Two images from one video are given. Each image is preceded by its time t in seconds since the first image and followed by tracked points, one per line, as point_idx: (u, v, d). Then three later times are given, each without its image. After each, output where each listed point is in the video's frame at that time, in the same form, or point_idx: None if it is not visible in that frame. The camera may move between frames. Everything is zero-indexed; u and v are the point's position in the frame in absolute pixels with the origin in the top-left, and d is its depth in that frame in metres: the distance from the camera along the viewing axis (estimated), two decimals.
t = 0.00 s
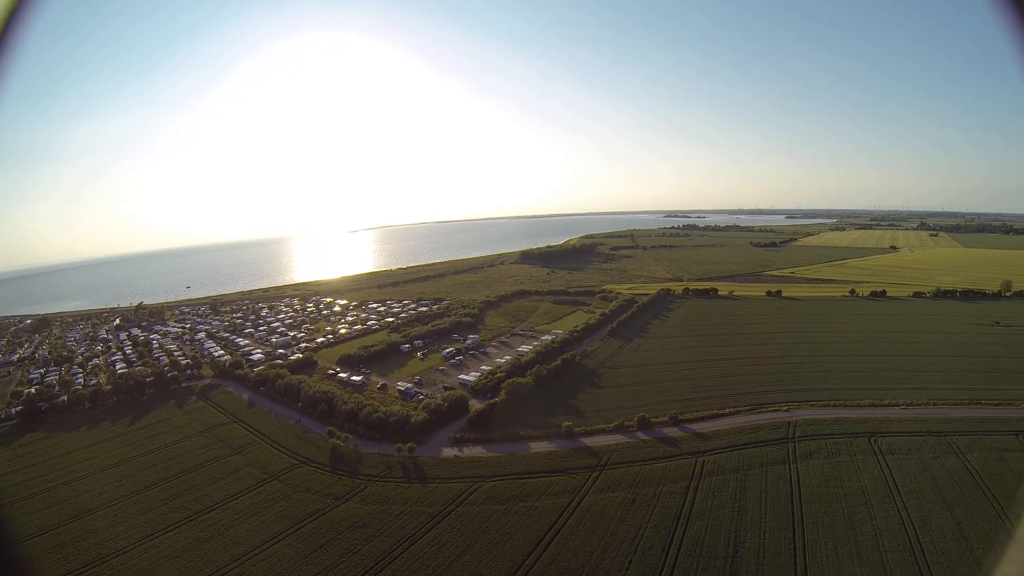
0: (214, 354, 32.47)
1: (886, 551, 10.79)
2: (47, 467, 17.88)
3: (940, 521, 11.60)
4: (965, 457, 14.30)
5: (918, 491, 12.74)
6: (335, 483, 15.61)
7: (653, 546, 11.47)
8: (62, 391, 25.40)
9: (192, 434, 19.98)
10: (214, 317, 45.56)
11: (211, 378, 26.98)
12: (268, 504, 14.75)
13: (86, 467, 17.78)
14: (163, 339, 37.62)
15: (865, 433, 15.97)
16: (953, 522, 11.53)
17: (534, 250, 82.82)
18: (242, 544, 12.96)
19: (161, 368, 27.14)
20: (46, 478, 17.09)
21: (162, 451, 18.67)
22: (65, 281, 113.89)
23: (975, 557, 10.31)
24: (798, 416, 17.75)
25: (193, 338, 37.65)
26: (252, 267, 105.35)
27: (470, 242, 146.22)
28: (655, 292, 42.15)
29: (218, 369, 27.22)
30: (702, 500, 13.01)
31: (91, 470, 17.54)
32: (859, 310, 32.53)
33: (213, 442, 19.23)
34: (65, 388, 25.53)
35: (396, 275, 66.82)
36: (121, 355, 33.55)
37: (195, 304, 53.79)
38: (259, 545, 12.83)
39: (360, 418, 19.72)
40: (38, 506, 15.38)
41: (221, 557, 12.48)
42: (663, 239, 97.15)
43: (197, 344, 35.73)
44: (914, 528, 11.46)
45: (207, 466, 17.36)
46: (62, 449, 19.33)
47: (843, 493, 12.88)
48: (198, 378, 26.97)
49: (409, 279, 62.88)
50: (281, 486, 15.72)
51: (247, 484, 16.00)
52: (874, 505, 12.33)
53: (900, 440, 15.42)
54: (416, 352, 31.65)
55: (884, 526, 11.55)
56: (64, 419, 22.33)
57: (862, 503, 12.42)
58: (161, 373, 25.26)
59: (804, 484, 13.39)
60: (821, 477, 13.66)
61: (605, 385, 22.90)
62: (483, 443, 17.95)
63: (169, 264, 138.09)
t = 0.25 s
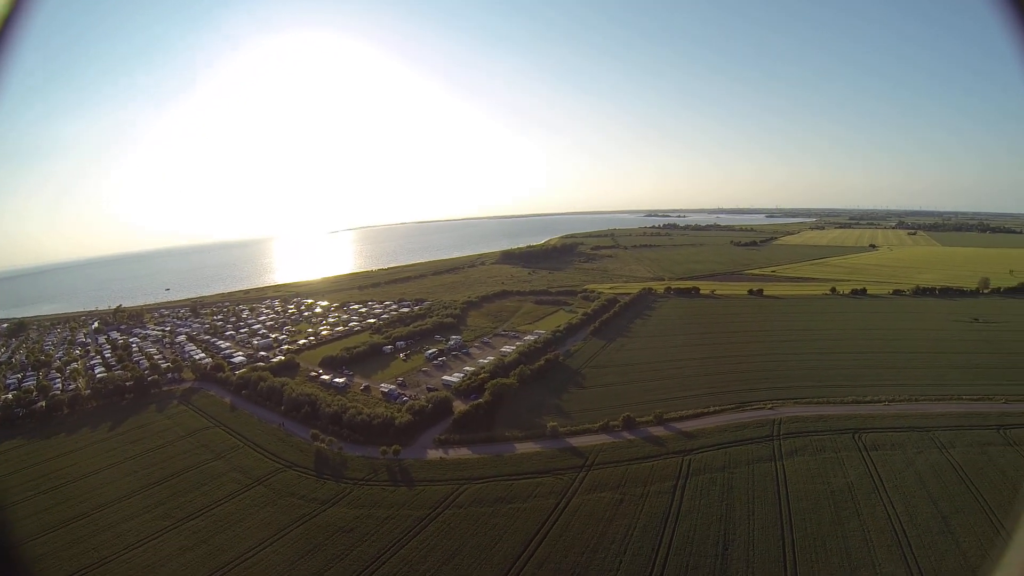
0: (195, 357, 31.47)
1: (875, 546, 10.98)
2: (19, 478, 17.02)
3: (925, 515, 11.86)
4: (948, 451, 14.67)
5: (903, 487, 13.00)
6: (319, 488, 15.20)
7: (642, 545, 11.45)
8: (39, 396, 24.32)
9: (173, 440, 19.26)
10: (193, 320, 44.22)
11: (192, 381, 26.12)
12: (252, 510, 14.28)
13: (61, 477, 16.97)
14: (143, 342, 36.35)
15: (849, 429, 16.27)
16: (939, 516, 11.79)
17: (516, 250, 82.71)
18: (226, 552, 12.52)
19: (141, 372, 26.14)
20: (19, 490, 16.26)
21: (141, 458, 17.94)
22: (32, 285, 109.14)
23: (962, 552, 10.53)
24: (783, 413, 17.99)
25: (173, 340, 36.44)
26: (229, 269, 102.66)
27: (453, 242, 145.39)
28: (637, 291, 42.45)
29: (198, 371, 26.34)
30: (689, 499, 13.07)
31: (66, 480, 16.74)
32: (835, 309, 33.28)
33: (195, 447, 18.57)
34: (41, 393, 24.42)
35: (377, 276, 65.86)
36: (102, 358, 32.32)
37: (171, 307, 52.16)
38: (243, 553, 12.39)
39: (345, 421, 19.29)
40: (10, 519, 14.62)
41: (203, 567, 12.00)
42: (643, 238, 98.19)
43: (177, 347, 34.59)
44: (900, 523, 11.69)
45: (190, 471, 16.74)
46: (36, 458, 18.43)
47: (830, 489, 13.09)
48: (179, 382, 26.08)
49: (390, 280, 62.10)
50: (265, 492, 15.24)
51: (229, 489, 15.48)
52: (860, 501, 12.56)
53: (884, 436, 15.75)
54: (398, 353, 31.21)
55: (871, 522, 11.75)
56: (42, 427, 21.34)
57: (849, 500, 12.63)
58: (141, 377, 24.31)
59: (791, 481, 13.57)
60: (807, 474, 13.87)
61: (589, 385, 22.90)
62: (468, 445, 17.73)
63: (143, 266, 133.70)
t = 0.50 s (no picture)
0: (185, 359, 30.91)
1: (870, 543, 11.12)
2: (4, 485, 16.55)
3: (919, 511, 12.03)
4: (940, 448, 14.91)
5: (896, 484, 13.19)
6: (312, 491, 15.01)
7: (639, 545, 11.47)
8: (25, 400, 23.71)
9: (163, 443, 18.87)
10: (181, 322, 43.46)
11: (181, 383, 25.64)
12: (244, 514, 14.04)
13: (48, 483, 16.54)
14: (131, 345, 35.64)
15: (842, 427, 16.48)
16: (933, 512, 11.98)
17: (505, 249, 82.56)
18: (219, 557, 12.29)
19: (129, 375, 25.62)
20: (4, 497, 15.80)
21: (130, 462, 17.56)
22: (13, 287, 106.37)
23: (957, 548, 10.70)
24: (775, 412, 18.16)
25: (161, 342, 35.78)
26: (216, 270, 101.04)
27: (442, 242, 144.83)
28: (627, 291, 42.68)
29: (188, 374, 25.87)
30: (685, 498, 13.12)
31: (53, 486, 16.32)
32: (821, 307, 33.80)
33: (186, 451, 18.23)
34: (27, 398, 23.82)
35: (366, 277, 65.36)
36: (89, 361, 31.63)
37: (158, 308, 51.26)
38: (236, 559, 12.16)
39: (337, 422, 19.06)
40: None
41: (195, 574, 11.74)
42: (632, 238, 98.79)
43: (166, 349, 33.97)
44: (895, 520, 11.85)
45: (181, 475, 16.41)
46: (22, 464, 17.95)
47: (825, 487, 13.23)
48: (168, 385, 25.60)
49: (379, 280, 61.70)
50: (257, 495, 14.99)
51: (222, 493, 15.21)
52: (854, 498, 12.71)
53: (876, 433, 15.97)
54: (389, 354, 30.98)
55: (866, 519, 11.90)
56: (27, 432, 20.81)
57: (842, 497, 12.78)
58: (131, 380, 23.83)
59: (784, 479, 13.69)
60: (801, 472, 14.01)
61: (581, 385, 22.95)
62: (461, 446, 17.63)
63: (128, 267, 131.15)
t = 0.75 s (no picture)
0: (177, 362, 30.45)
1: (868, 542, 11.19)
2: None
3: (917, 510, 12.13)
4: (936, 446, 15.06)
5: (894, 482, 13.30)
6: (308, 495, 14.84)
7: (638, 547, 11.46)
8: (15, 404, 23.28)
9: (156, 448, 18.59)
10: (173, 323, 42.92)
11: (173, 387, 25.29)
12: (239, 520, 13.85)
13: (38, 489, 16.22)
14: (122, 348, 35.13)
15: (838, 426, 16.60)
16: (930, 510, 12.08)
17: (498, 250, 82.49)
18: (214, 564, 12.11)
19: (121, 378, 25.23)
20: None
21: (123, 467, 17.27)
22: None
23: (955, 547, 10.80)
24: (771, 412, 18.25)
25: (154, 345, 35.30)
26: (207, 271, 100.01)
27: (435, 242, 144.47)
28: (621, 291, 42.79)
29: (181, 377, 25.53)
30: (683, 499, 13.13)
31: (44, 493, 16.01)
32: (812, 307, 34.08)
33: (179, 455, 17.96)
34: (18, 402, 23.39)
35: (359, 278, 65.00)
36: (80, 365, 31.13)
37: (150, 310, 50.68)
38: (231, 566, 11.99)
39: (332, 425, 18.87)
40: None
41: None
42: (625, 237, 99.15)
43: (158, 352, 33.51)
44: (893, 519, 11.94)
45: (175, 480, 16.17)
46: (12, 470, 17.60)
47: (822, 487, 13.31)
48: (160, 388, 25.24)
49: (372, 281, 61.41)
50: (252, 500, 14.80)
51: (217, 498, 15.00)
52: (852, 497, 12.80)
53: (872, 432, 16.11)
54: (383, 356, 30.79)
55: (864, 518, 11.98)
56: (17, 436, 20.41)
57: (840, 496, 12.86)
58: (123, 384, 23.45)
59: (782, 479, 13.76)
60: (798, 471, 14.08)
61: (577, 386, 22.93)
62: (457, 449, 17.54)
63: (118, 270, 129.62)
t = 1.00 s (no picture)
0: (169, 365, 29.99)
1: (867, 541, 11.25)
2: None
3: (915, 509, 12.24)
4: (932, 445, 15.22)
5: (891, 481, 13.41)
6: (302, 499, 14.64)
7: (636, 549, 11.43)
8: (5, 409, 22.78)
9: (148, 452, 18.25)
10: (164, 326, 42.32)
11: (166, 390, 24.87)
12: (233, 525, 13.63)
13: (27, 496, 15.85)
14: (114, 350, 34.56)
15: (834, 426, 16.72)
16: (928, 509, 12.20)
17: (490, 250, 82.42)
18: (207, 571, 11.88)
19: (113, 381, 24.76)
20: None
21: (114, 473, 16.93)
22: None
23: (953, 545, 10.92)
24: (766, 412, 18.34)
25: (146, 348, 34.76)
26: (198, 273, 98.72)
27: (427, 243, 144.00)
28: (613, 291, 42.90)
29: (173, 380, 25.12)
30: (680, 501, 13.13)
31: (33, 499, 15.65)
32: (803, 307, 34.38)
33: (172, 459, 17.66)
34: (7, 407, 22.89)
35: (351, 279, 64.57)
36: (71, 368, 30.57)
37: (143, 312, 50.06)
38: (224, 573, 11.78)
39: (327, 428, 18.65)
40: None
41: None
42: (617, 237, 99.52)
43: (150, 355, 32.99)
44: (891, 517, 12.03)
45: (168, 485, 15.89)
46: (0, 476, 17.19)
47: (820, 486, 13.38)
48: (153, 392, 24.81)
49: (365, 283, 61.04)
50: (246, 505, 14.57)
51: (211, 503, 14.76)
52: (849, 496, 12.87)
53: (868, 432, 16.24)
54: (376, 358, 30.56)
55: (862, 517, 12.06)
56: (6, 442, 19.96)
57: (838, 496, 12.93)
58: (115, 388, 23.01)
59: (779, 479, 13.81)
60: (796, 471, 14.14)
61: (571, 387, 22.91)
62: (452, 451, 17.41)
63: (106, 273, 127.60)
